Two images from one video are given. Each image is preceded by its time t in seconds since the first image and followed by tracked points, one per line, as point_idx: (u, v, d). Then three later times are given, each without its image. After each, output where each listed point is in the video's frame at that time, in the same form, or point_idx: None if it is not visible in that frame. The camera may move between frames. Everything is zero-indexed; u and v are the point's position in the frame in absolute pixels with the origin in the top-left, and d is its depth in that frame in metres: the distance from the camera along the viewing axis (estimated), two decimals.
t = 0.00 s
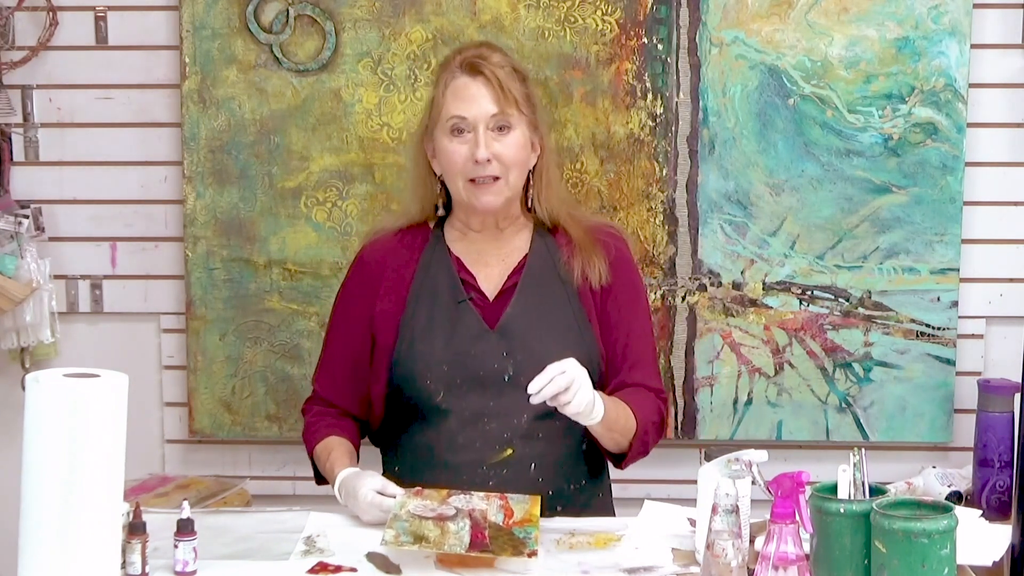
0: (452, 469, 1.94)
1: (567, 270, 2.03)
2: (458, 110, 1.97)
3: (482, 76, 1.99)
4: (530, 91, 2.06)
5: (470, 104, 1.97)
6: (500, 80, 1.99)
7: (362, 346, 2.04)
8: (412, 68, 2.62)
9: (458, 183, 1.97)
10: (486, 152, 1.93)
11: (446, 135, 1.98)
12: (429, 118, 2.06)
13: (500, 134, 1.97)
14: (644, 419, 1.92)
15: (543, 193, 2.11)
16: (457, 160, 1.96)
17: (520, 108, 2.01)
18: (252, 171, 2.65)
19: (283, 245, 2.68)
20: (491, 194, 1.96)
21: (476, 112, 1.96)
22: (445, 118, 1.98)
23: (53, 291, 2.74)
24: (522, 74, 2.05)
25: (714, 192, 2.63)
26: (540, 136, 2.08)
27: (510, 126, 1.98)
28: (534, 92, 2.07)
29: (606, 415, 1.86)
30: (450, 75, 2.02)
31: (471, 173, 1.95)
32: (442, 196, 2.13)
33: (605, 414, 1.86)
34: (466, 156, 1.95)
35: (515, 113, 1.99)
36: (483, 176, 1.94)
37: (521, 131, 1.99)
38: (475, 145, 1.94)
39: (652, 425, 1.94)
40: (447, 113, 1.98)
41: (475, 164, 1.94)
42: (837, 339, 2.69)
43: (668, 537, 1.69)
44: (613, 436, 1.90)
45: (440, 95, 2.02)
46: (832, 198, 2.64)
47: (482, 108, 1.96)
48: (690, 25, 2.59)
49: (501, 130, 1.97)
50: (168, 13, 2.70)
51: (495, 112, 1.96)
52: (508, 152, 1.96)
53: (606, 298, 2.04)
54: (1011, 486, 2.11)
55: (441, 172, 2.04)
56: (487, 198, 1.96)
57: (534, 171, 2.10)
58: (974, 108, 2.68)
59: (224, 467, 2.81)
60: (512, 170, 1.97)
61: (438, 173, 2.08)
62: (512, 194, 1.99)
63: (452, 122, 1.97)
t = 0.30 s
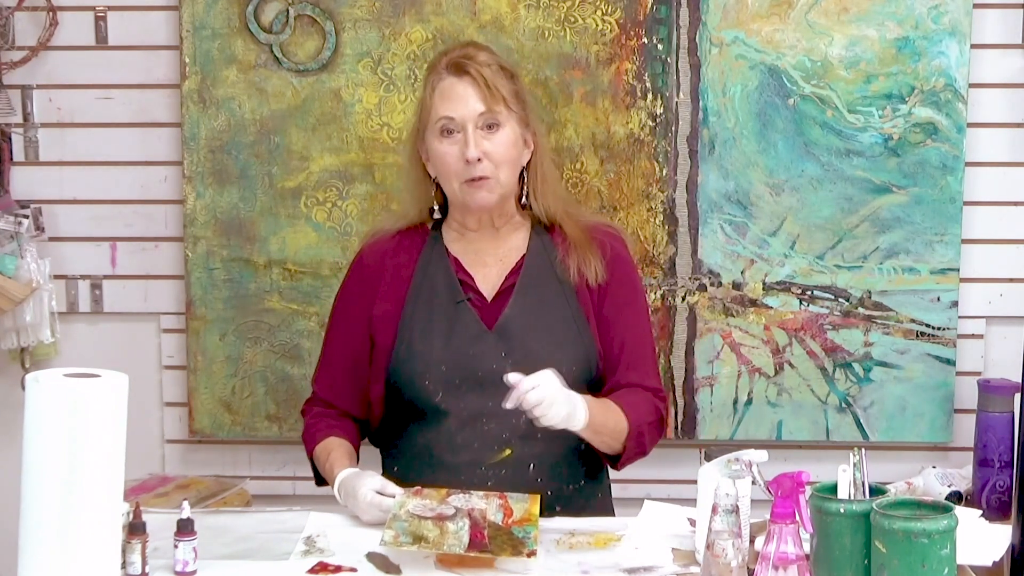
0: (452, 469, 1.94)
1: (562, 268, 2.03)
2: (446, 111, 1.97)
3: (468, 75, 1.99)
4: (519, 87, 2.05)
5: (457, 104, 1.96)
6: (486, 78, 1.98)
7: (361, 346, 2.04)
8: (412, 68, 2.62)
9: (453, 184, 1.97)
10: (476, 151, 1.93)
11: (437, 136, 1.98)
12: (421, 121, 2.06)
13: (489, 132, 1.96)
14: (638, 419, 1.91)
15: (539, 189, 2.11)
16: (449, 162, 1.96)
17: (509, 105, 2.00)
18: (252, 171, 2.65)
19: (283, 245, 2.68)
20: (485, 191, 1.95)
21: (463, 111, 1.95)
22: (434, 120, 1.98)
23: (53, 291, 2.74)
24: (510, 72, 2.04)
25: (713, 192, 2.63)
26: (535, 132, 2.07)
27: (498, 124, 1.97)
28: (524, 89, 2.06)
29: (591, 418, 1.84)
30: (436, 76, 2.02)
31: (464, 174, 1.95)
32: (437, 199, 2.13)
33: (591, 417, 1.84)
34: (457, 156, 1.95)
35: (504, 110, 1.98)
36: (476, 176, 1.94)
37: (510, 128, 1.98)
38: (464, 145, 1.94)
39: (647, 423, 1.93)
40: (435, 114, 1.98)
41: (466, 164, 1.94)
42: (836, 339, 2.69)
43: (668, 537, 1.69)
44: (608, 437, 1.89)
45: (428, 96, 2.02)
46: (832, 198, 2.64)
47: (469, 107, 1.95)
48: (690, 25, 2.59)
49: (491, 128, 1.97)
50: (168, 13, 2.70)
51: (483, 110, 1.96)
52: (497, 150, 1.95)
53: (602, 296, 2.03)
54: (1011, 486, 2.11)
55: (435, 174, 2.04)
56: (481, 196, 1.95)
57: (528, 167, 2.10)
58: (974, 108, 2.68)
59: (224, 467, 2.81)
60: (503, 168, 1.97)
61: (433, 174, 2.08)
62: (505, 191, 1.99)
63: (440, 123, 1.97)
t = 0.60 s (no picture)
0: (451, 466, 1.95)
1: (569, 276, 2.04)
2: (488, 98, 1.99)
3: (521, 70, 2.02)
4: (565, 99, 2.08)
5: (501, 94, 1.99)
6: (538, 79, 2.01)
7: (362, 337, 2.02)
8: (412, 68, 2.62)
9: (472, 169, 1.98)
10: (506, 144, 1.94)
11: (472, 119, 2.00)
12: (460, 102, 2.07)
13: (524, 131, 1.98)
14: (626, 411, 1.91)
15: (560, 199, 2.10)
16: (476, 146, 1.97)
17: (550, 111, 2.03)
18: (252, 171, 2.65)
19: (283, 245, 2.67)
20: (501, 186, 1.96)
21: (505, 103, 1.98)
22: (474, 104, 2.01)
23: (53, 291, 2.74)
24: (560, 81, 2.07)
25: (714, 192, 2.63)
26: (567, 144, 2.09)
27: (535, 126, 1.99)
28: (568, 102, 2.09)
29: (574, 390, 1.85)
30: (490, 64, 2.04)
31: (487, 161, 1.96)
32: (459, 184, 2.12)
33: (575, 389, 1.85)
34: (486, 142, 1.96)
35: (543, 114, 2.01)
36: (498, 166, 1.95)
37: (544, 133, 2.00)
38: (497, 134, 1.96)
39: (637, 415, 1.92)
40: (477, 98, 2.00)
41: (492, 153, 1.95)
42: (837, 338, 2.69)
43: (668, 537, 1.69)
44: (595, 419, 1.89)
45: (476, 81, 2.04)
46: (832, 198, 2.64)
47: (512, 100, 1.98)
48: (690, 25, 2.59)
49: (526, 126, 1.99)
50: (168, 13, 2.70)
51: (523, 108, 1.98)
52: (527, 150, 1.97)
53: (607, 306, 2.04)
54: (1011, 486, 2.11)
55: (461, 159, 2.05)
56: (495, 189, 1.97)
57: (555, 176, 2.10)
58: (974, 108, 2.68)
59: (224, 467, 2.81)
60: (526, 170, 1.98)
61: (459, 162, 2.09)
62: (522, 191, 2.00)
63: (479, 108, 1.99)
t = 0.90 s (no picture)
0: (446, 465, 1.92)
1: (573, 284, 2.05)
2: (510, 104, 1.99)
3: (546, 80, 2.02)
4: (585, 112, 2.09)
5: (524, 102, 1.99)
6: (562, 90, 2.02)
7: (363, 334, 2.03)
8: (412, 68, 2.62)
9: (487, 173, 1.97)
10: (525, 152, 1.95)
11: (492, 123, 1.99)
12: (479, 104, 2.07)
13: (543, 141, 1.99)
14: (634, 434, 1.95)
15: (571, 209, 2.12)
16: (494, 150, 1.96)
17: (570, 123, 2.03)
18: (252, 171, 2.65)
19: (283, 245, 2.68)
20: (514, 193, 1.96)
21: (527, 111, 1.98)
22: (495, 108, 2.00)
23: (53, 291, 2.74)
24: (581, 94, 2.08)
25: (714, 192, 2.63)
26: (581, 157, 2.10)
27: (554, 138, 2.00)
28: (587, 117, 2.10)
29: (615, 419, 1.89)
30: (514, 71, 2.05)
31: (503, 167, 1.96)
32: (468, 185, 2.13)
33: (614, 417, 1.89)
34: (504, 149, 1.96)
35: (564, 126, 2.01)
36: (514, 173, 1.95)
37: (562, 145, 2.01)
38: (517, 141, 1.96)
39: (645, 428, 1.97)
40: (499, 103, 2.00)
41: (511, 160, 1.95)
42: (837, 338, 2.69)
43: (668, 537, 1.69)
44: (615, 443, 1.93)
45: (499, 85, 2.04)
46: (832, 198, 2.64)
47: (534, 109, 1.98)
48: (690, 25, 2.59)
49: (546, 137, 1.99)
50: (168, 13, 2.70)
51: (545, 119, 1.99)
52: (544, 160, 1.98)
53: (610, 318, 2.06)
54: (1011, 486, 2.12)
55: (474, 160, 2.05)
56: (508, 196, 1.96)
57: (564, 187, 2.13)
58: (974, 108, 2.68)
59: (224, 467, 2.81)
60: (541, 179, 1.98)
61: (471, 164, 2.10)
62: (534, 201, 2.00)
63: (500, 113, 1.99)
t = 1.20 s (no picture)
0: (447, 466, 1.93)
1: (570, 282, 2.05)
2: (499, 105, 1.98)
3: (534, 78, 2.01)
4: (574, 107, 2.08)
5: (513, 102, 1.99)
6: (550, 87, 2.01)
7: (361, 336, 2.03)
8: (412, 68, 2.62)
9: (480, 176, 1.98)
10: (516, 153, 1.95)
11: (482, 126, 1.99)
12: (468, 106, 2.07)
13: (534, 140, 1.99)
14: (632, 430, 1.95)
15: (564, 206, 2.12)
16: (485, 153, 1.97)
17: (560, 120, 2.03)
18: (252, 171, 2.65)
19: (283, 245, 2.68)
20: (508, 195, 1.97)
21: (516, 111, 1.97)
22: (484, 109, 2.00)
23: (53, 291, 2.74)
24: (570, 89, 2.07)
25: (714, 192, 2.63)
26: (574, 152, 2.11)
27: (545, 136, 2.00)
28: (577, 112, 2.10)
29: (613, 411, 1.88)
30: (501, 70, 2.04)
31: (495, 170, 1.96)
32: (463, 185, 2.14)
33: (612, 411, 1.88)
34: (496, 151, 1.96)
35: (554, 124, 2.01)
36: (506, 176, 1.96)
37: (553, 143, 2.01)
38: (507, 143, 1.96)
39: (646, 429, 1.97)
40: (488, 104, 1.99)
41: (501, 162, 1.95)
42: (837, 338, 2.69)
43: (668, 537, 1.69)
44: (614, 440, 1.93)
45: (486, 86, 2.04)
46: (832, 198, 2.64)
47: (523, 109, 1.98)
48: (690, 25, 2.59)
49: (536, 136, 1.99)
50: (168, 13, 2.70)
51: (535, 117, 1.98)
52: (536, 160, 1.98)
53: (607, 316, 2.06)
54: (1011, 486, 2.11)
55: (467, 162, 2.06)
56: (503, 198, 1.97)
57: (559, 183, 2.12)
58: (974, 108, 2.68)
59: (224, 467, 2.81)
60: (534, 180, 1.99)
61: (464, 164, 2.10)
62: (528, 202, 2.01)
63: (490, 114, 1.98)
